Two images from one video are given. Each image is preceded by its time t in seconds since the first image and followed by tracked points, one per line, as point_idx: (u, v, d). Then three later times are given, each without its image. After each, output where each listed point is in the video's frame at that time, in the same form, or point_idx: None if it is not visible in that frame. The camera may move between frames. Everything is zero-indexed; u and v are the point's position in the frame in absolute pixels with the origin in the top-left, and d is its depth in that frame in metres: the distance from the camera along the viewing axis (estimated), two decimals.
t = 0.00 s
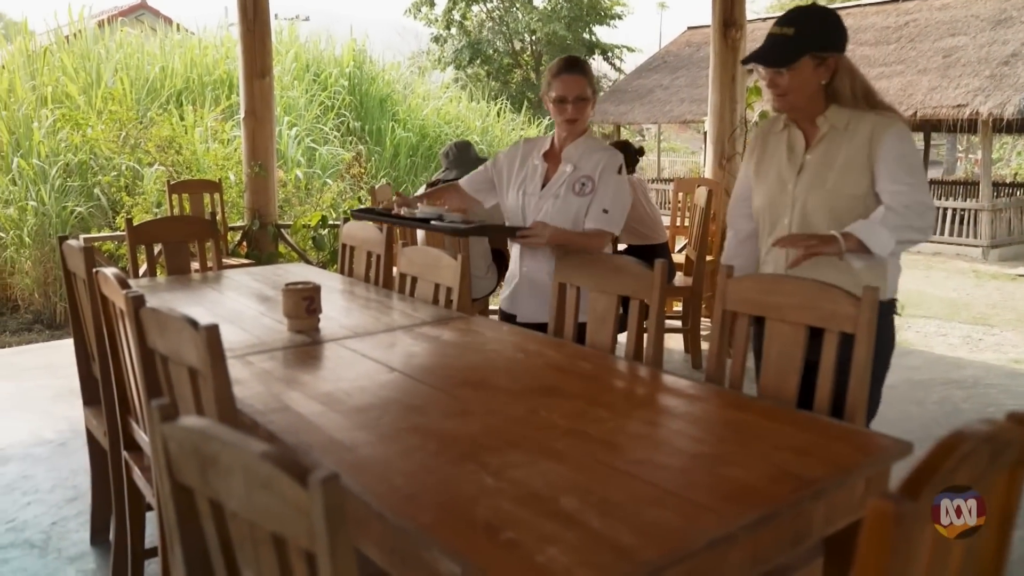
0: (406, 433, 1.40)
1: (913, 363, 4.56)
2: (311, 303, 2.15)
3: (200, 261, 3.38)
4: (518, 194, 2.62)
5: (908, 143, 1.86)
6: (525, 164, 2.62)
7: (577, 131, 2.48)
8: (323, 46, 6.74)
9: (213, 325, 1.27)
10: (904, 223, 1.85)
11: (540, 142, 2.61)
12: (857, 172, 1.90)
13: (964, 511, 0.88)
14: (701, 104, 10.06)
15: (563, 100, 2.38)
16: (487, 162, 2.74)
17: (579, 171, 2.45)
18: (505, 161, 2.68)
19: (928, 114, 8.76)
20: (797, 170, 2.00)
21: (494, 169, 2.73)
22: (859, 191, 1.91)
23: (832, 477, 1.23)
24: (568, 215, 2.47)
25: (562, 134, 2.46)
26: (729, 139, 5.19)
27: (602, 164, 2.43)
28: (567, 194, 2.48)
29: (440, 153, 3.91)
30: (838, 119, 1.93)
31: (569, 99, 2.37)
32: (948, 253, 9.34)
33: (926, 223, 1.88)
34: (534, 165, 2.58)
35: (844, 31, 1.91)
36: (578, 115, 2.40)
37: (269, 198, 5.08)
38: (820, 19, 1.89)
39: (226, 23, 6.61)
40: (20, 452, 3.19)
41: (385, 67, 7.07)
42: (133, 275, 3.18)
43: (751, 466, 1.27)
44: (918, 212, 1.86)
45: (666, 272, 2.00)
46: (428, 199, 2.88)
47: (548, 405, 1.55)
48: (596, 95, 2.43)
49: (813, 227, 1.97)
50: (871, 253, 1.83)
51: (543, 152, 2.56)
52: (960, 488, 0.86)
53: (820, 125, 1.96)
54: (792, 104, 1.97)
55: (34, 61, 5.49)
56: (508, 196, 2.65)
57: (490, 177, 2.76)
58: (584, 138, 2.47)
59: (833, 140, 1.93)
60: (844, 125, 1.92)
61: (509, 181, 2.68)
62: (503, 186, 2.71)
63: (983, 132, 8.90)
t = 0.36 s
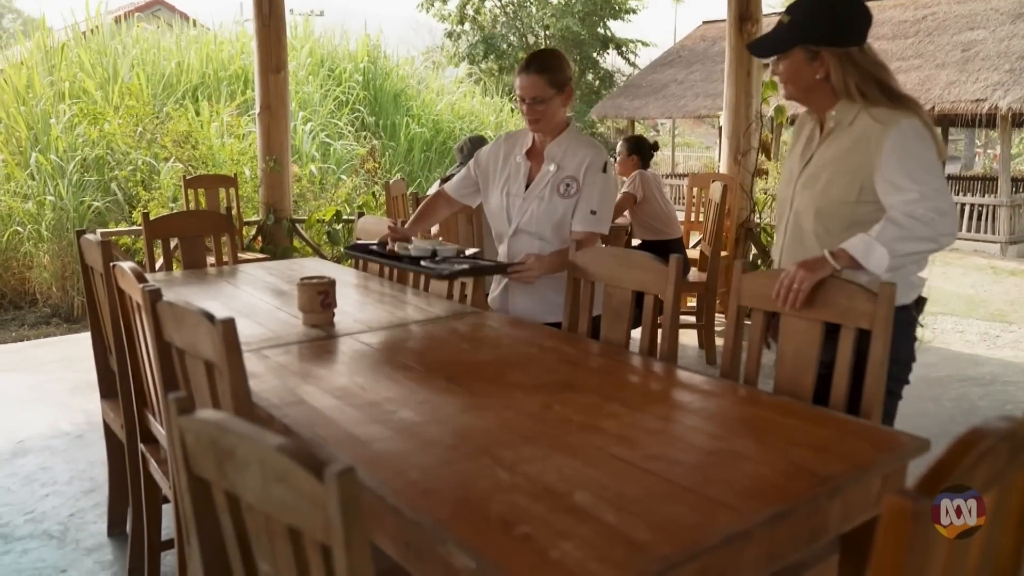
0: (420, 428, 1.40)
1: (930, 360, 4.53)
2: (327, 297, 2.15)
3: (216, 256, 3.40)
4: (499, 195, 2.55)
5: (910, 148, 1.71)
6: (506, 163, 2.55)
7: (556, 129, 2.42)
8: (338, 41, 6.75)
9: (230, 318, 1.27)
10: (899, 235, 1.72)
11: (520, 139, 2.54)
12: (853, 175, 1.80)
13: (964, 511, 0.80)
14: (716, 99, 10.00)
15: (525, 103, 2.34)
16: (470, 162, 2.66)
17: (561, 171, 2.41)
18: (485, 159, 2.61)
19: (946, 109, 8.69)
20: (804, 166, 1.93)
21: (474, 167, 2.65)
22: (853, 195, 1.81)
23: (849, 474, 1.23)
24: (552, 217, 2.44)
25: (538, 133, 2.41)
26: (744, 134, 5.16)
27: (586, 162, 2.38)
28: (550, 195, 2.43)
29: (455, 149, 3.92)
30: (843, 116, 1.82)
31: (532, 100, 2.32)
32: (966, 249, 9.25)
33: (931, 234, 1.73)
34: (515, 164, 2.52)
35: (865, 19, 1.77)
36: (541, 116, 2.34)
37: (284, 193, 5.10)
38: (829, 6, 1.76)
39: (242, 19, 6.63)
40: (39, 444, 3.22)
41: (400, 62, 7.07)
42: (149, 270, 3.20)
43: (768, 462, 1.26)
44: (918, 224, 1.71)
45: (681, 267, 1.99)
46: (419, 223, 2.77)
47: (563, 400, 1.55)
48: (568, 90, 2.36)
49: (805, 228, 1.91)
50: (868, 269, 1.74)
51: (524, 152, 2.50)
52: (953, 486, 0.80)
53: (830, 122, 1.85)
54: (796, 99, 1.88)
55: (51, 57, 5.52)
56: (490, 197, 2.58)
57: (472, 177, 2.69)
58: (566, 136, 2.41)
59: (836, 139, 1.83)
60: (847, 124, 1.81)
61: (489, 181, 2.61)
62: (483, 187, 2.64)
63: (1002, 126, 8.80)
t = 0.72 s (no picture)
0: (429, 421, 1.40)
1: (941, 355, 4.51)
2: (337, 290, 2.16)
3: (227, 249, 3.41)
4: (498, 194, 2.55)
5: (914, 149, 1.68)
6: (502, 160, 2.54)
7: (548, 125, 2.39)
8: (348, 35, 6.75)
9: (241, 311, 1.27)
10: (907, 237, 1.69)
11: (514, 135, 2.52)
12: (856, 175, 1.78)
13: (965, 511, 0.76)
14: (726, 92, 9.94)
15: (510, 101, 2.31)
16: (465, 161, 2.65)
17: (557, 169, 2.39)
18: (481, 155, 2.59)
19: (959, 103, 8.61)
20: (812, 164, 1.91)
21: (470, 165, 2.64)
22: (858, 196, 1.79)
23: (860, 468, 1.22)
24: (550, 215, 2.43)
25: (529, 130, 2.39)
26: (755, 128, 5.14)
27: (580, 158, 2.35)
28: (548, 193, 2.42)
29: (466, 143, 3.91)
30: (846, 112, 1.81)
31: (517, 99, 2.30)
32: (979, 244, 9.18)
33: (941, 236, 1.68)
34: (510, 162, 2.51)
35: (864, 12, 1.72)
36: (525, 114, 2.33)
37: (294, 187, 5.11)
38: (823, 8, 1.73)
39: (252, 13, 6.61)
40: (52, 436, 3.25)
41: (410, 55, 7.05)
42: (160, 263, 3.21)
43: (778, 457, 1.26)
44: (923, 227, 1.68)
45: (691, 261, 1.99)
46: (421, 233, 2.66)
47: (573, 394, 1.55)
48: (553, 86, 2.32)
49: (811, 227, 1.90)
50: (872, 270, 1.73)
51: (519, 149, 2.48)
52: (951, 485, 0.78)
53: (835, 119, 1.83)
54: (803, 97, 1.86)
55: (63, 51, 5.54)
56: (488, 196, 2.57)
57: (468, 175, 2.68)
58: (559, 132, 2.39)
59: (841, 137, 1.81)
60: (851, 123, 1.79)
61: (486, 179, 2.61)
62: (481, 185, 2.64)
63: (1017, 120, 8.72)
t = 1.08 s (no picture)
0: (437, 415, 1.41)
1: (951, 350, 4.49)
2: (345, 285, 2.17)
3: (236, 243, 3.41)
4: (499, 192, 2.55)
5: (924, 144, 1.67)
6: (501, 157, 2.54)
7: (544, 120, 2.40)
8: (356, 29, 6.73)
9: (250, 305, 1.28)
10: (917, 234, 1.68)
11: (513, 132, 2.53)
12: (864, 171, 1.77)
13: (965, 511, 0.75)
14: (735, 86, 9.89)
15: (504, 99, 2.32)
16: (466, 161, 2.66)
17: (555, 164, 2.38)
18: (481, 154, 2.60)
19: (970, 97, 8.50)
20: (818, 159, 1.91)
21: (471, 164, 2.65)
22: (867, 192, 1.78)
23: (870, 463, 1.22)
24: (550, 211, 2.42)
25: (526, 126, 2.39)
26: (764, 123, 5.12)
27: (577, 152, 2.34)
28: (547, 189, 2.41)
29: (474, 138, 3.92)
30: (852, 108, 1.80)
31: (510, 97, 2.30)
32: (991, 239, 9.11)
33: (951, 233, 1.68)
34: (510, 159, 2.51)
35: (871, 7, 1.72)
36: (518, 111, 2.33)
37: (302, 181, 5.12)
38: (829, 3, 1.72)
39: (260, 7, 6.61)
40: (63, 429, 3.27)
41: (418, 50, 7.03)
42: (170, 257, 3.22)
43: (787, 451, 1.26)
44: (934, 225, 1.67)
45: (701, 255, 1.98)
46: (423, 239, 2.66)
47: (582, 388, 1.55)
48: (545, 82, 2.31)
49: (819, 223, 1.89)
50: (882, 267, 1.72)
51: (517, 146, 2.49)
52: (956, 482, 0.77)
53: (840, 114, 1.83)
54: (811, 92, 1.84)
55: (73, 46, 5.56)
56: (489, 194, 2.58)
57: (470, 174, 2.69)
58: (557, 127, 2.39)
59: (848, 133, 1.81)
60: (857, 118, 1.78)
61: (488, 177, 2.61)
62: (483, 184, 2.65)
63: None
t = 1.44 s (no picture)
0: (445, 415, 1.41)
1: (962, 351, 4.46)
2: (354, 285, 2.17)
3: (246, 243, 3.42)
4: (502, 193, 2.55)
5: (949, 143, 1.68)
6: (503, 158, 2.55)
7: (546, 120, 2.39)
8: (364, 29, 6.74)
9: (260, 305, 1.28)
10: (932, 236, 1.67)
11: (514, 133, 2.53)
12: (887, 167, 1.77)
13: (965, 510, 0.73)
14: (743, 86, 9.86)
15: (504, 101, 2.32)
16: (468, 164, 2.67)
17: (556, 165, 2.38)
18: (483, 156, 2.61)
19: (980, 96, 8.41)
20: (833, 156, 1.90)
21: (474, 166, 2.66)
22: (890, 188, 1.77)
23: (880, 465, 1.21)
24: (552, 212, 2.42)
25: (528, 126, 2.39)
26: (774, 123, 5.11)
27: (578, 153, 2.34)
28: (548, 190, 2.41)
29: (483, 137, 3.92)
30: (873, 104, 1.79)
31: (509, 98, 2.31)
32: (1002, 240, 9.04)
33: (964, 238, 1.67)
34: (512, 160, 2.51)
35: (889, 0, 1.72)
36: (519, 112, 2.33)
37: (311, 181, 5.13)
38: None
39: (269, 8, 6.63)
40: (73, 428, 3.28)
41: (426, 50, 7.03)
42: (180, 256, 3.24)
43: (797, 453, 1.25)
44: (955, 227, 1.66)
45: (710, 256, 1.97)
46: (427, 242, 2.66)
47: (590, 389, 1.55)
48: (544, 82, 2.31)
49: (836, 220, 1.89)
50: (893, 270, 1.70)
51: (519, 147, 2.49)
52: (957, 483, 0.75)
53: (859, 109, 1.82)
54: (829, 89, 1.84)
55: (83, 46, 5.59)
56: (493, 196, 2.59)
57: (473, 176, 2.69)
58: (558, 127, 2.39)
59: (868, 128, 1.80)
60: (878, 114, 1.78)
61: (491, 178, 2.62)
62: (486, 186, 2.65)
63: None
